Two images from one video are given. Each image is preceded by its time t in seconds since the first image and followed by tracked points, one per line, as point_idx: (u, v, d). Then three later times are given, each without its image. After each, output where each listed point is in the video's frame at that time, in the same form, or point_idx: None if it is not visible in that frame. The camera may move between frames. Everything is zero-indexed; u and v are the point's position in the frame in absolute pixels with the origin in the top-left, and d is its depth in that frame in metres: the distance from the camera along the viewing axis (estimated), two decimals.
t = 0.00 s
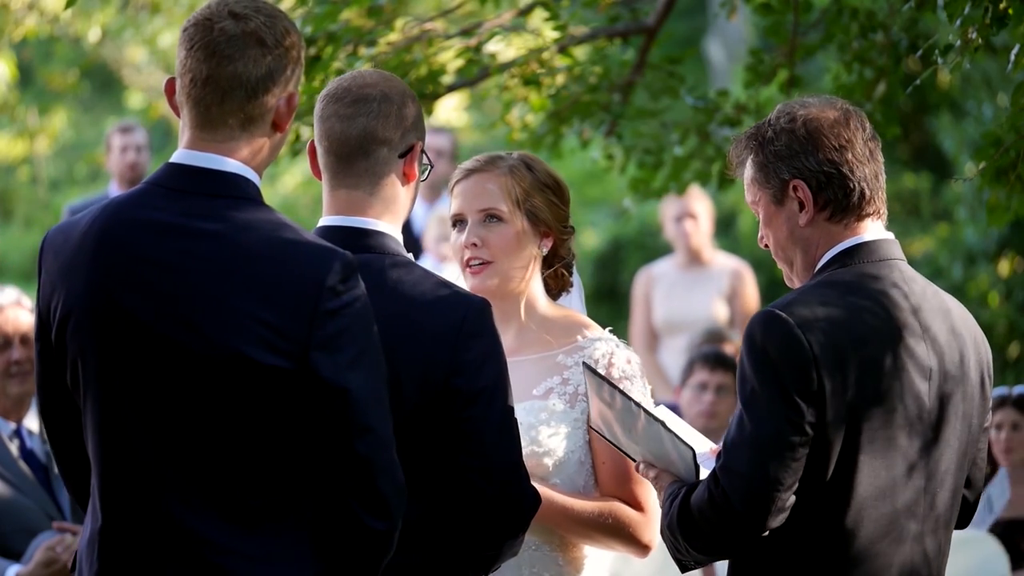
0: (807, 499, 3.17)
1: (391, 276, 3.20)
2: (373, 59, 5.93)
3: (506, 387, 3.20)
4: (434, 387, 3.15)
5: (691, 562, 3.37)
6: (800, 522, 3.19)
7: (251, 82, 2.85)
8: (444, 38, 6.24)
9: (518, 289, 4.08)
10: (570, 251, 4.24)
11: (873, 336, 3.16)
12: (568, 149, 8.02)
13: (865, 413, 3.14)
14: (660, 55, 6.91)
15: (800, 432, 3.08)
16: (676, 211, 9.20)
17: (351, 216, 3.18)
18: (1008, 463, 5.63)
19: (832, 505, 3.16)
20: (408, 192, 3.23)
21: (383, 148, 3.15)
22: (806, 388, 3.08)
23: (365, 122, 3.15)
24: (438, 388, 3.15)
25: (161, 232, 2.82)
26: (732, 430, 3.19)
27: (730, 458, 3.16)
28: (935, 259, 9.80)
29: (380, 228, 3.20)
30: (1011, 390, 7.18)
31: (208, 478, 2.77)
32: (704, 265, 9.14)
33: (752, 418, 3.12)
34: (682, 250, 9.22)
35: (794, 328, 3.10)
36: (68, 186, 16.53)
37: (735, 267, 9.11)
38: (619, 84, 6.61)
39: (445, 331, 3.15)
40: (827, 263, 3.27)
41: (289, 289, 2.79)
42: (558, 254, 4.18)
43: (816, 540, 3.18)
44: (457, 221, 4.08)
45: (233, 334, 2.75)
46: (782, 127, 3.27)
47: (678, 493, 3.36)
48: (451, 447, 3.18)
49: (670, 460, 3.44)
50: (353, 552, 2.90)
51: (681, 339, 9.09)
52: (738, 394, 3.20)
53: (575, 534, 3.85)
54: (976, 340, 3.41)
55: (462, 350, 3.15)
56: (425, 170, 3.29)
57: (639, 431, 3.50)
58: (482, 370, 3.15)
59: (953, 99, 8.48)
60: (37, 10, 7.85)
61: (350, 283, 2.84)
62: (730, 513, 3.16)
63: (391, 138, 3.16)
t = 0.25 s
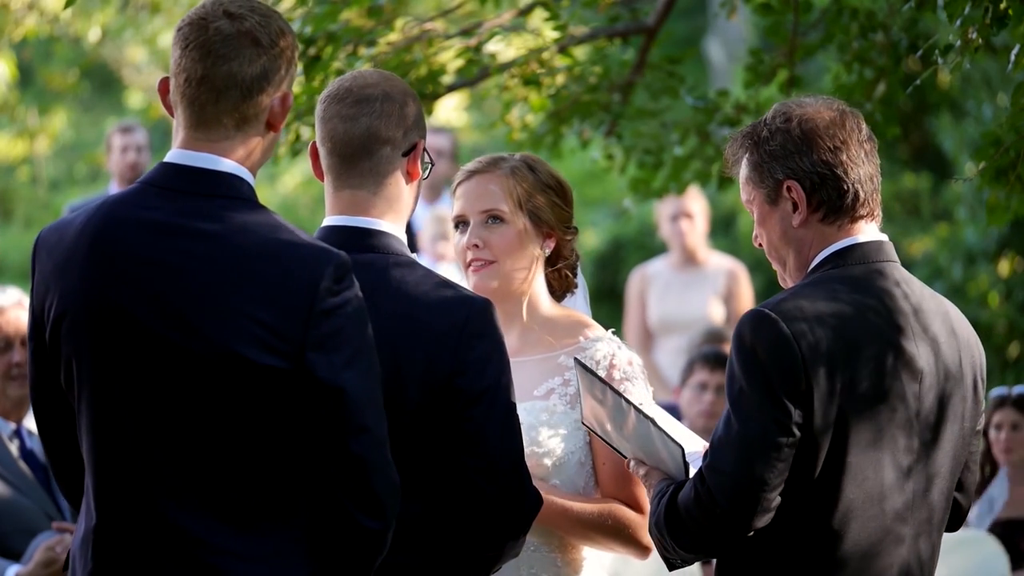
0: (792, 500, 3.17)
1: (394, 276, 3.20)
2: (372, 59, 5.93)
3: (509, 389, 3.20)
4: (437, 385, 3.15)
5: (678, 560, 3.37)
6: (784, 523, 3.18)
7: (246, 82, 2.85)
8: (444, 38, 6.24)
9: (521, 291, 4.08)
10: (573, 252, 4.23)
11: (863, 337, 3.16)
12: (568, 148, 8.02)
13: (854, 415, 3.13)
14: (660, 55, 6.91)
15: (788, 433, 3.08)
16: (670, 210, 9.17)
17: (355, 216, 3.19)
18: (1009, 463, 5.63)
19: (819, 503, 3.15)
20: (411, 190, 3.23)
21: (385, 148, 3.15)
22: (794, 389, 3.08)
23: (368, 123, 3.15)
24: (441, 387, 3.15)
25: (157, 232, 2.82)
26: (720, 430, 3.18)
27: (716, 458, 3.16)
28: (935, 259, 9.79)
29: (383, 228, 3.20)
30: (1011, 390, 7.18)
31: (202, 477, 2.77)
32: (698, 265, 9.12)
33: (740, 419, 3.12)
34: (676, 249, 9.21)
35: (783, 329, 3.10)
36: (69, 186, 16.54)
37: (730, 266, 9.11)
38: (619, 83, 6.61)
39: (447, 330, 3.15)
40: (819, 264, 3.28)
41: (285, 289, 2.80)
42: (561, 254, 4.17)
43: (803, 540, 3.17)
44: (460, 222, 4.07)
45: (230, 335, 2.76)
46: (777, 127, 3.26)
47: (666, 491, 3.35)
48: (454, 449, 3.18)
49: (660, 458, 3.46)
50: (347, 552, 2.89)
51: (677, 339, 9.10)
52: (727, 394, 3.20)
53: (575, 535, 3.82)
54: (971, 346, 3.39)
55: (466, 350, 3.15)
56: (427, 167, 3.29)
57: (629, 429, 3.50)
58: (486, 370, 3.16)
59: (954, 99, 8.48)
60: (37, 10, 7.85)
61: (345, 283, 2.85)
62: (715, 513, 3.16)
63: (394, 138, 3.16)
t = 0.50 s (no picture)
0: (789, 502, 3.16)
1: (396, 275, 3.19)
2: (372, 59, 5.93)
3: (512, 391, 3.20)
4: (440, 385, 3.14)
5: (674, 561, 3.37)
6: (779, 526, 3.18)
7: (242, 82, 2.86)
8: (444, 38, 6.24)
9: (521, 288, 4.08)
10: (574, 252, 4.23)
11: (860, 338, 3.16)
12: (568, 148, 8.02)
13: (851, 416, 3.13)
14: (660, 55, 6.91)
15: (784, 436, 3.07)
16: (668, 210, 9.14)
17: (358, 216, 3.18)
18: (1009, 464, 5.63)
19: (816, 505, 3.15)
20: (415, 191, 3.24)
21: (388, 148, 3.15)
22: (791, 391, 3.08)
23: (372, 123, 3.15)
24: (444, 387, 3.14)
25: (152, 231, 2.82)
26: (717, 431, 3.18)
27: (712, 459, 3.16)
28: (935, 259, 9.80)
29: (387, 229, 3.19)
30: (1011, 390, 7.17)
31: (197, 477, 2.78)
32: (693, 267, 9.14)
33: (737, 420, 3.12)
34: (672, 249, 9.22)
35: (781, 330, 3.10)
36: (69, 186, 16.54)
37: (725, 267, 9.14)
38: (619, 83, 6.62)
39: (450, 329, 3.15)
40: (815, 265, 3.27)
41: (281, 290, 2.80)
42: (563, 254, 4.17)
43: (799, 542, 3.17)
44: (461, 221, 4.07)
45: (224, 334, 2.76)
46: (774, 128, 3.26)
47: (662, 491, 3.36)
48: (457, 450, 3.18)
49: (655, 458, 3.45)
50: (340, 553, 2.89)
51: (671, 339, 9.09)
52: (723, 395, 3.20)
53: (576, 537, 3.82)
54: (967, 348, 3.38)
55: (471, 350, 3.16)
56: (430, 167, 3.29)
57: (625, 429, 3.50)
58: (489, 370, 3.16)
59: (955, 100, 8.48)
60: (37, 10, 7.85)
61: (341, 284, 2.85)
62: (711, 515, 3.16)
63: (397, 139, 3.16)
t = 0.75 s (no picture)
0: (795, 503, 3.17)
1: (407, 278, 3.19)
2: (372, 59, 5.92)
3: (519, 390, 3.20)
4: (449, 385, 3.14)
5: (678, 562, 3.36)
6: (786, 527, 3.19)
7: (238, 81, 2.86)
8: (444, 38, 6.24)
9: (523, 288, 4.08)
10: (574, 254, 4.24)
11: (862, 338, 3.16)
12: (568, 148, 8.02)
13: (854, 416, 3.13)
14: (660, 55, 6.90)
15: (788, 437, 3.07)
16: (666, 211, 9.13)
17: (362, 217, 3.18)
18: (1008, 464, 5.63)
19: (822, 506, 3.15)
20: (420, 192, 3.24)
21: (392, 148, 3.15)
22: (794, 393, 3.07)
23: (377, 123, 3.15)
24: (452, 388, 3.14)
25: (148, 231, 2.82)
26: (720, 433, 3.18)
27: (716, 461, 3.16)
28: (936, 259, 9.80)
29: (394, 230, 3.20)
30: (1011, 390, 7.17)
31: (190, 478, 2.78)
32: (691, 268, 9.13)
33: (740, 422, 3.12)
34: (670, 249, 9.21)
35: (784, 331, 3.09)
36: (69, 186, 16.55)
37: (723, 268, 9.14)
38: (619, 83, 6.63)
39: (460, 329, 3.15)
40: (815, 266, 3.27)
41: (276, 291, 2.80)
42: (563, 255, 4.18)
43: (803, 543, 3.17)
44: (461, 222, 4.07)
45: (219, 334, 2.76)
46: (773, 128, 3.26)
47: (666, 493, 3.36)
48: (467, 450, 3.17)
49: (658, 459, 3.45)
50: (333, 552, 2.89)
51: (671, 340, 9.10)
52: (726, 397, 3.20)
53: (581, 536, 3.83)
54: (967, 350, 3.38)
55: (479, 350, 3.15)
56: (433, 168, 3.30)
57: (628, 430, 3.51)
58: (498, 371, 3.15)
59: (955, 100, 8.48)
60: (37, 10, 7.86)
61: (336, 285, 2.85)
62: (715, 517, 3.16)
63: (401, 139, 3.16)
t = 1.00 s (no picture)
0: (804, 503, 3.16)
1: (416, 277, 3.19)
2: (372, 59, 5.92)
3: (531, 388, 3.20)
4: (460, 384, 3.14)
5: (686, 563, 3.35)
6: (796, 526, 3.18)
7: (233, 81, 2.86)
8: (444, 38, 6.24)
9: (526, 290, 4.07)
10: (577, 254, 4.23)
11: (867, 337, 3.16)
12: (568, 148, 8.02)
13: (861, 415, 3.14)
14: (660, 55, 6.90)
15: (798, 436, 3.07)
16: (668, 211, 9.15)
17: (370, 217, 3.19)
18: (1007, 464, 5.64)
19: (830, 507, 3.15)
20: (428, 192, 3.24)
21: (399, 148, 3.16)
22: (803, 392, 3.07)
23: (384, 123, 3.15)
24: (464, 387, 3.15)
25: (143, 231, 2.82)
26: (729, 432, 3.17)
27: (726, 461, 3.15)
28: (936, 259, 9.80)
29: (398, 229, 3.19)
30: (1011, 390, 7.17)
31: (185, 478, 2.78)
32: (693, 268, 9.13)
33: (749, 421, 3.11)
34: (672, 250, 9.22)
35: (792, 331, 3.09)
36: (69, 186, 16.56)
37: (725, 267, 9.15)
38: (619, 83, 6.63)
39: (472, 327, 3.15)
40: (821, 266, 3.27)
41: (271, 292, 2.80)
42: (566, 256, 4.18)
43: (812, 543, 3.17)
44: (463, 224, 4.06)
45: (213, 334, 2.76)
46: (779, 128, 3.25)
47: (674, 493, 3.35)
48: (478, 447, 3.17)
49: (665, 459, 3.42)
50: (327, 552, 2.89)
51: (672, 340, 9.08)
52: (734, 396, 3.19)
53: (584, 538, 3.81)
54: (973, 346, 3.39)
55: (489, 349, 3.15)
56: (441, 168, 3.30)
57: (635, 431, 3.48)
58: (509, 371, 3.16)
59: (955, 100, 8.48)
60: (37, 10, 7.86)
61: (331, 284, 2.86)
62: (723, 517, 3.16)
63: (409, 138, 3.17)
